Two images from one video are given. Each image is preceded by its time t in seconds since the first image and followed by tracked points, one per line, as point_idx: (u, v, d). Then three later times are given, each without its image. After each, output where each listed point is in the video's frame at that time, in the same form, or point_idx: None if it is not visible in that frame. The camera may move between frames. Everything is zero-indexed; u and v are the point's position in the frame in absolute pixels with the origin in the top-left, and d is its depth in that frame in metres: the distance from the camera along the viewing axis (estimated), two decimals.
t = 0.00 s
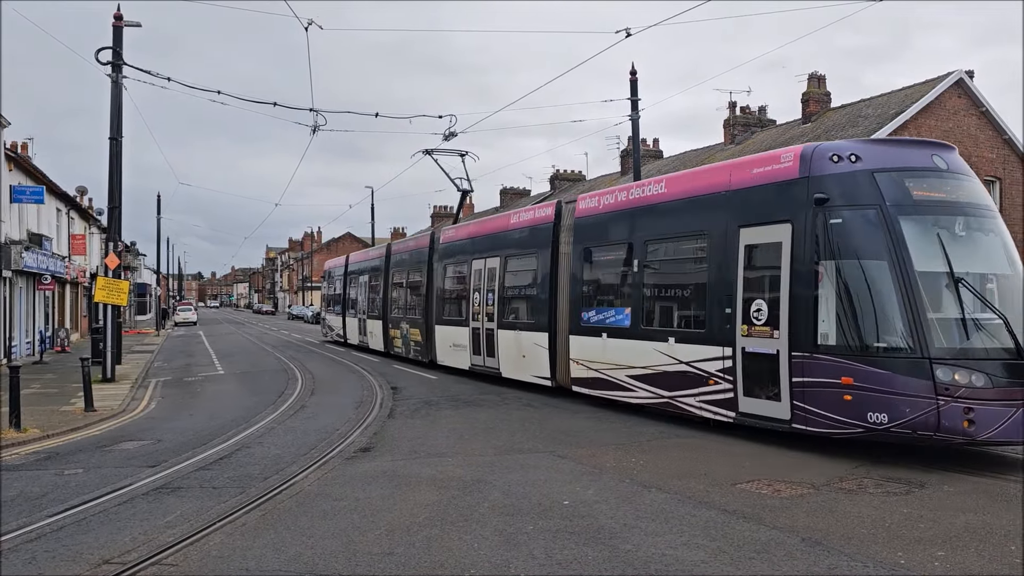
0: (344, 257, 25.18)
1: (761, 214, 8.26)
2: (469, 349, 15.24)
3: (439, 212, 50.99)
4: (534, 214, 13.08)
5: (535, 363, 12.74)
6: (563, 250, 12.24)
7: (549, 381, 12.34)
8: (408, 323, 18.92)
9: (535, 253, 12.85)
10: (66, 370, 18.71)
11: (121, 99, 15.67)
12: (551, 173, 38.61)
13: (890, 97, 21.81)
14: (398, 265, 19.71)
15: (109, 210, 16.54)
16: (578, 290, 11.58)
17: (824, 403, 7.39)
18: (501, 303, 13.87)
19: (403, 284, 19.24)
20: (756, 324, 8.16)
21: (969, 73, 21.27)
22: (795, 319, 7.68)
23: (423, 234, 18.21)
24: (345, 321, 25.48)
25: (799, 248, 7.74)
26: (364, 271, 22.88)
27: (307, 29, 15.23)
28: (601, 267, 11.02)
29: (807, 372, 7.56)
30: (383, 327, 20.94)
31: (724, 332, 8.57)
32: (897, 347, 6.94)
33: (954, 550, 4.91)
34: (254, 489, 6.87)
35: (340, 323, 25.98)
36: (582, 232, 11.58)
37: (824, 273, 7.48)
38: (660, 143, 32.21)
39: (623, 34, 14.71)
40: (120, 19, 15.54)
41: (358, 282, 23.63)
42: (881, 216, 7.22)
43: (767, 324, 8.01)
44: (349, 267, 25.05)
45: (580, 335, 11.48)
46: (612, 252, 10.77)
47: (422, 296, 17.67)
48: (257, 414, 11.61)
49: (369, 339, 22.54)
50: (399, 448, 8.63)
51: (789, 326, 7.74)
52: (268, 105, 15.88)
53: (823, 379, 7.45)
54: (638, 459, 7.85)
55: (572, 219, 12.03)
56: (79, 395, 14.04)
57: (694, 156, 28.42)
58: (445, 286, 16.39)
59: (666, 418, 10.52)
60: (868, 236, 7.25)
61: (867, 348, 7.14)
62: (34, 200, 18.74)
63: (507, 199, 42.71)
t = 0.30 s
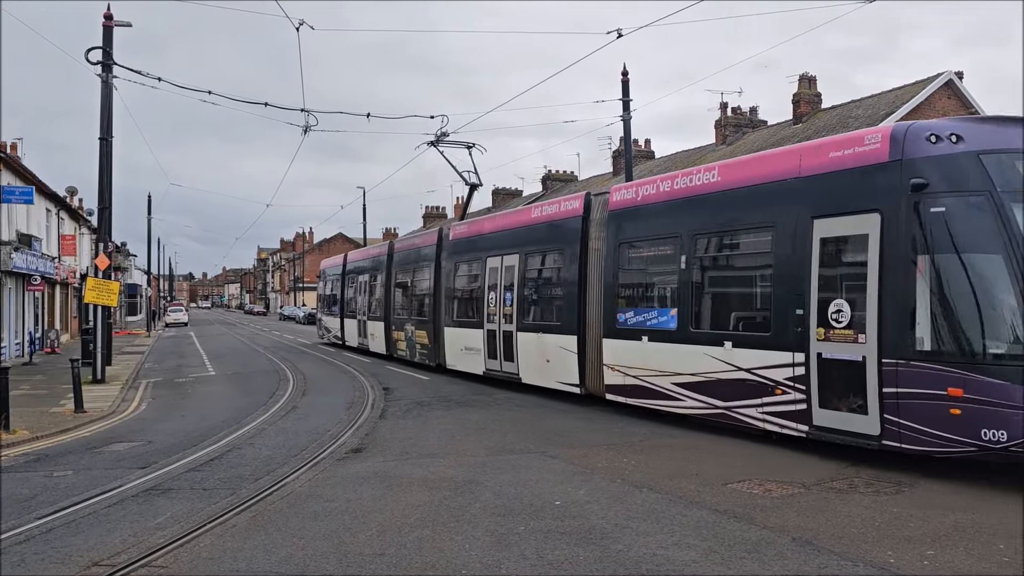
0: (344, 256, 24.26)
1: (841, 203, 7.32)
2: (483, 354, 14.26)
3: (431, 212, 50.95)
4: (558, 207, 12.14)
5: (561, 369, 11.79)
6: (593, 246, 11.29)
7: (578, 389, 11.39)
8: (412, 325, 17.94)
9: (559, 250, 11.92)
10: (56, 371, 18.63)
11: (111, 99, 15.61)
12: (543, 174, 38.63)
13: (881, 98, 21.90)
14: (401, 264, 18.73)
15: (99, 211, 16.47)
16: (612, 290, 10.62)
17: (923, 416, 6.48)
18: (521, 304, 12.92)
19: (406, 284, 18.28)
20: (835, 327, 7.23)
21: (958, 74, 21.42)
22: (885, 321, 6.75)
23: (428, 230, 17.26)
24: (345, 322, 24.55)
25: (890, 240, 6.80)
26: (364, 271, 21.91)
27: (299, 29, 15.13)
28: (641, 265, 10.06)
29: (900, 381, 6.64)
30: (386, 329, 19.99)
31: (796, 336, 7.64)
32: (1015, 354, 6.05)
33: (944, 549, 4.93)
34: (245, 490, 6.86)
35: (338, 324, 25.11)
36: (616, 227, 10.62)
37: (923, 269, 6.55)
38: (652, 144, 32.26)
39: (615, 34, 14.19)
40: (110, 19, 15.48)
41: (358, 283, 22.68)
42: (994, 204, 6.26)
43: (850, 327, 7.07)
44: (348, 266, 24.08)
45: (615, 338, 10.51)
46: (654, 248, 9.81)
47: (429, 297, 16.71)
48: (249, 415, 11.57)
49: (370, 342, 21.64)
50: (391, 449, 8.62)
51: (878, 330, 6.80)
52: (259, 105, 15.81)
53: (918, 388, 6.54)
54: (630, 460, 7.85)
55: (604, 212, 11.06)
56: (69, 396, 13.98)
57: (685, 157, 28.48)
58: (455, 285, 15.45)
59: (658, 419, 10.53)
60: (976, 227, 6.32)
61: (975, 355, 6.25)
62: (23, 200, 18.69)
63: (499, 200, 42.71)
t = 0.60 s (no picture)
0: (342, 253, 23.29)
1: (943, 186, 6.36)
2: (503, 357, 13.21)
3: (422, 211, 50.89)
4: (589, 197, 11.14)
5: (594, 374, 10.75)
6: (632, 239, 10.26)
7: (614, 397, 10.34)
8: (418, 326, 16.94)
9: (591, 244, 10.91)
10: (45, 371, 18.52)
11: (100, 97, 15.53)
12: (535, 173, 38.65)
13: (871, 97, 21.99)
14: (407, 261, 17.66)
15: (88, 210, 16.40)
16: (654, 287, 9.57)
17: None
18: (547, 303, 11.87)
19: (412, 282, 17.26)
20: (942, 329, 6.18)
21: (947, 73, 21.55)
22: (1010, 321, 5.75)
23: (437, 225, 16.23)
24: (342, 322, 23.58)
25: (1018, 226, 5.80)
26: (365, 268, 20.87)
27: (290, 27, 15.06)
28: (691, 261, 9.03)
29: None
30: (389, 330, 18.97)
31: (888, 339, 6.64)
32: None
33: (932, 547, 4.95)
34: (235, 490, 6.83)
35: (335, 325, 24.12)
36: (661, 218, 9.59)
37: None
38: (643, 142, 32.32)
39: (606, 33, 14.25)
40: (98, 16, 15.40)
41: (357, 282, 21.62)
42: None
43: (963, 329, 6.02)
44: (347, 264, 23.01)
45: (658, 340, 9.45)
46: (708, 241, 8.79)
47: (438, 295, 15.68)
48: (239, 415, 11.53)
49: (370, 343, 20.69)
50: (382, 448, 8.61)
51: (1000, 330, 5.78)
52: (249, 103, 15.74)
53: None
54: (621, 458, 7.86)
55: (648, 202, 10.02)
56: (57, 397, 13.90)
57: (676, 156, 28.53)
58: (470, 283, 14.45)
59: (649, 417, 10.54)
60: None
61: None
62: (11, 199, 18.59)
63: (491, 198, 42.70)
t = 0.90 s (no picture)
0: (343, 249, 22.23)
1: None
2: (527, 360, 12.16)
3: (415, 209, 50.83)
4: (630, 184, 10.12)
5: (635, 379, 9.73)
6: (682, 230, 9.26)
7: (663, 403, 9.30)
8: (429, 325, 15.90)
9: (633, 235, 9.87)
10: (35, 369, 18.44)
11: (90, 94, 15.45)
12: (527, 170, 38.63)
13: (863, 94, 22.04)
14: (417, 255, 16.56)
15: (78, 207, 16.32)
16: (713, 282, 8.57)
17: None
18: (582, 300, 10.81)
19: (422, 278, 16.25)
20: None
21: (938, 71, 21.63)
22: None
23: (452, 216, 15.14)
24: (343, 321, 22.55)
25: None
26: (369, 263, 19.79)
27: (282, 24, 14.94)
28: (752, 253, 8.13)
29: None
30: (398, 329, 17.91)
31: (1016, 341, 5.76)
32: None
33: (923, 543, 4.96)
34: (226, 489, 6.79)
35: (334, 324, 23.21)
36: (720, 205, 8.58)
37: None
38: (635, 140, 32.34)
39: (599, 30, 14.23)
40: (88, 12, 15.32)
41: (360, 277, 20.51)
42: None
43: None
44: (348, 259, 21.91)
45: (716, 341, 8.45)
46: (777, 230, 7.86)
47: (453, 293, 14.66)
48: (230, 413, 11.49)
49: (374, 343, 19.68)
50: (374, 446, 8.59)
51: None
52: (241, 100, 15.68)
53: None
54: (614, 455, 7.86)
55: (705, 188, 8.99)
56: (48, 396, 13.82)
57: (668, 153, 28.55)
58: (491, 279, 13.39)
59: (642, 414, 10.55)
60: None
61: None
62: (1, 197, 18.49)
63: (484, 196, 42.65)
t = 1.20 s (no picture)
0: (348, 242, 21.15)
1: None
2: (560, 361, 11.16)
3: (409, 205, 50.73)
4: (684, 167, 9.15)
5: (693, 383, 8.78)
6: (749, 218, 8.27)
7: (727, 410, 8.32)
8: (445, 323, 14.88)
9: (690, 224, 8.89)
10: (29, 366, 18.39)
11: (82, 90, 15.37)
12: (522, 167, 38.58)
13: (857, 90, 22.06)
14: (431, 249, 15.53)
15: (71, 204, 16.25)
16: (793, 276, 7.60)
17: None
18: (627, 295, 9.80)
19: (437, 272, 15.24)
20: None
21: (932, 67, 21.67)
22: None
23: (470, 205, 14.11)
24: (346, 319, 21.62)
25: None
26: (375, 257, 18.80)
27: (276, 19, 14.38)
28: (839, 243, 7.19)
29: None
30: (408, 328, 16.93)
31: None
32: None
33: (917, 537, 4.98)
34: (220, 486, 6.78)
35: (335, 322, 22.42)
36: (800, 189, 7.60)
37: None
38: (630, 135, 32.32)
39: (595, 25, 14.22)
40: (80, 7, 15.22)
41: (366, 273, 19.51)
42: None
43: None
44: (351, 253, 20.88)
45: (795, 341, 7.51)
46: (873, 217, 6.90)
47: (474, 288, 13.64)
48: (225, 410, 11.46)
49: (380, 341, 18.74)
50: (368, 443, 8.58)
51: None
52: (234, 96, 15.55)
53: None
54: (608, 451, 7.86)
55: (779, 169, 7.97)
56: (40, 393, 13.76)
57: (663, 149, 28.55)
58: (517, 273, 12.40)
59: (637, 410, 10.54)
60: None
61: None
62: None
63: (479, 191, 42.63)
